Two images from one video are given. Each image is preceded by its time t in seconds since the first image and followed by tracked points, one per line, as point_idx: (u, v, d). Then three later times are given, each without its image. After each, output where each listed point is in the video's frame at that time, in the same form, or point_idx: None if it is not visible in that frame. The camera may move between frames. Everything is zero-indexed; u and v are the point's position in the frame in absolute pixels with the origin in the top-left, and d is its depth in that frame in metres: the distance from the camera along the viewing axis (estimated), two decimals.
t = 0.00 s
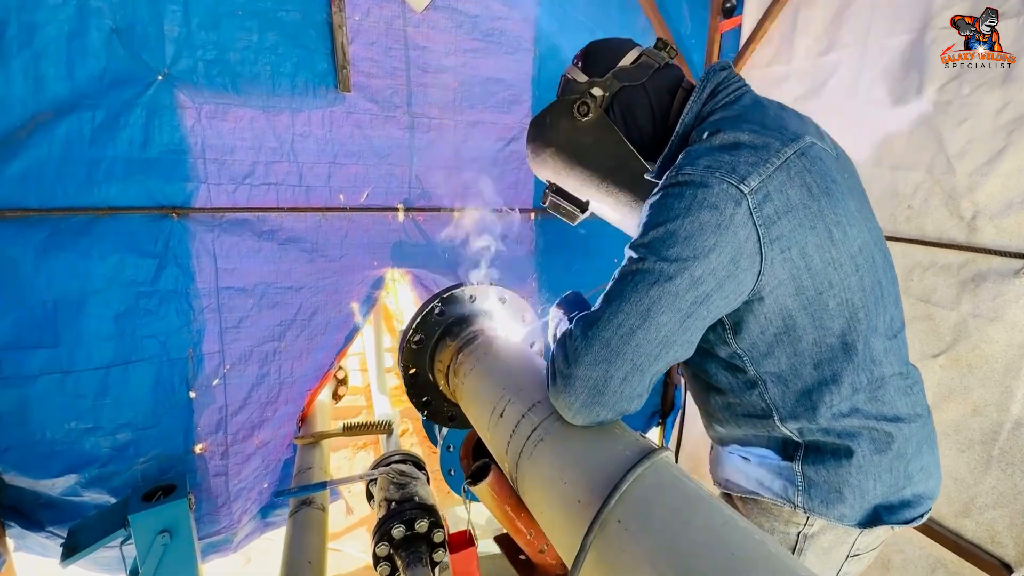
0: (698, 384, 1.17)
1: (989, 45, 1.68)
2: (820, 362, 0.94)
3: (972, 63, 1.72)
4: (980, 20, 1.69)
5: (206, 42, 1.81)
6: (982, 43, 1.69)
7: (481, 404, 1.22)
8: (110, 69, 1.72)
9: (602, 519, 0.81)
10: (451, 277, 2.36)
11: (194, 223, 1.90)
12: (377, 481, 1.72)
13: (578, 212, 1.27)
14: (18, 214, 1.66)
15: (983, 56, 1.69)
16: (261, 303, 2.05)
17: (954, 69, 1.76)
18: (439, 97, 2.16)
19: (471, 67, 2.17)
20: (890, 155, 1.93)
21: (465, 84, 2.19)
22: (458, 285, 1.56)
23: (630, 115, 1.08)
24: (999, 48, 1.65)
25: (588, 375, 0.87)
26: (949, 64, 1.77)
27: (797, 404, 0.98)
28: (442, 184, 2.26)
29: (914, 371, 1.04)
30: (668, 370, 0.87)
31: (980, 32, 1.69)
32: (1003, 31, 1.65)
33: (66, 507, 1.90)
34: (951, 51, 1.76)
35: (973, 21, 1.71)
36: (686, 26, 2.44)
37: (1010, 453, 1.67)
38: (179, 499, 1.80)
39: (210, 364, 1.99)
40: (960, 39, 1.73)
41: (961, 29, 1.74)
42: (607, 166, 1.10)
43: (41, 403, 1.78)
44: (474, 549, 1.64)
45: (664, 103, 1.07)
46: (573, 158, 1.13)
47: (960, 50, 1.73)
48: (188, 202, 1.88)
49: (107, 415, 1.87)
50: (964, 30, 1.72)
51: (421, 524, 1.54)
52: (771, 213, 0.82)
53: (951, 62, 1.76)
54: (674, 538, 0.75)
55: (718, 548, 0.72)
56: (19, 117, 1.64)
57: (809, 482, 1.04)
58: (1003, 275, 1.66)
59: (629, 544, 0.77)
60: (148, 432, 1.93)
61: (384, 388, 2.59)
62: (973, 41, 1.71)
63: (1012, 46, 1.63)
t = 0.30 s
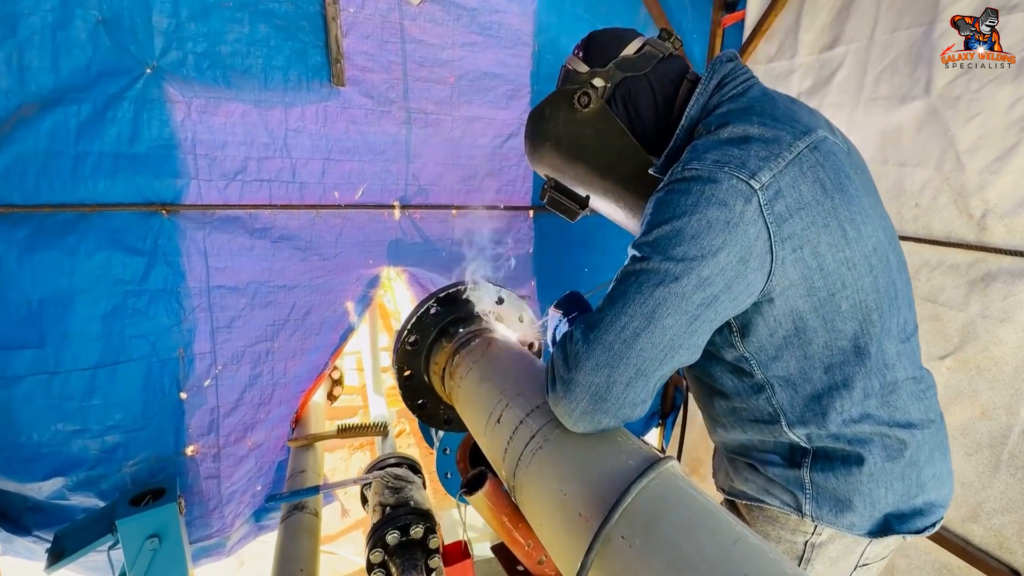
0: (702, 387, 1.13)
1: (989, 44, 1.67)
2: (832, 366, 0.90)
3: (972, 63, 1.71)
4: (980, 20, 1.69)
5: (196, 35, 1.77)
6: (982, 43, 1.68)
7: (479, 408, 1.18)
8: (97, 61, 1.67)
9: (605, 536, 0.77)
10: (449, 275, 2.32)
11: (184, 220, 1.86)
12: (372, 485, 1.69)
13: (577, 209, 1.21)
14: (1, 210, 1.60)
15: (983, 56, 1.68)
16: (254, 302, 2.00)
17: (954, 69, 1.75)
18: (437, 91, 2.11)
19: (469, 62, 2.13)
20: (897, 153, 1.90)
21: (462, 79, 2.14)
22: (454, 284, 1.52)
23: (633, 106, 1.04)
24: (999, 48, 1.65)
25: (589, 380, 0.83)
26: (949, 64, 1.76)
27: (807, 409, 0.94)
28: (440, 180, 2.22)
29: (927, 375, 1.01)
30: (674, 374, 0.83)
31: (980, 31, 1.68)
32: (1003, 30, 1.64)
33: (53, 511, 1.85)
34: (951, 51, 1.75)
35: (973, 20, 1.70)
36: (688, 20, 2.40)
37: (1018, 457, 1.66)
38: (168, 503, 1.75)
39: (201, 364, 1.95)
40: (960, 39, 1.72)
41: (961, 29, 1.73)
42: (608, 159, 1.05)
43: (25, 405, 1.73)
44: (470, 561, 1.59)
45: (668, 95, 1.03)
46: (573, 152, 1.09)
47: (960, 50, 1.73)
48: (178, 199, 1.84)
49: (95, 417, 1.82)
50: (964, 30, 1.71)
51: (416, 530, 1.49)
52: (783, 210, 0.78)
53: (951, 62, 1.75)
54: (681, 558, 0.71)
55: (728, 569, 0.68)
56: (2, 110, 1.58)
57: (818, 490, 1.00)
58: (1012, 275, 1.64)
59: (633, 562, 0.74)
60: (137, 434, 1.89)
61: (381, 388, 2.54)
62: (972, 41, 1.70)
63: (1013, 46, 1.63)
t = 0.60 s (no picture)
0: (703, 388, 1.11)
1: (988, 45, 1.66)
2: (837, 368, 0.88)
3: (972, 63, 1.70)
4: (980, 20, 1.67)
5: (190, 29, 1.74)
6: (981, 42, 1.67)
7: (476, 409, 1.16)
8: (88, 56, 1.64)
9: (607, 543, 0.76)
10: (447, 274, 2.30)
11: (178, 217, 1.83)
12: (368, 486, 1.67)
13: (578, 207, 1.19)
14: None
15: (983, 56, 1.67)
16: (249, 301, 1.98)
17: (954, 70, 1.74)
18: (435, 88, 2.09)
19: (467, 58, 2.10)
20: (898, 151, 1.89)
21: (460, 76, 2.12)
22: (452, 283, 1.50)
23: (634, 101, 1.01)
24: (999, 48, 1.64)
25: (589, 382, 0.81)
26: (949, 64, 1.75)
27: (810, 411, 0.92)
28: (438, 178, 2.19)
29: (932, 376, 0.99)
30: (676, 376, 0.81)
31: (980, 31, 1.67)
32: (1003, 30, 1.63)
33: (46, 513, 1.82)
34: (951, 51, 1.74)
35: (973, 20, 1.69)
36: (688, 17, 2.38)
37: (1021, 457, 1.65)
38: (162, 505, 1.73)
39: (196, 364, 1.92)
40: (960, 39, 1.71)
41: (960, 29, 1.72)
42: (608, 155, 1.03)
43: (16, 405, 1.70)
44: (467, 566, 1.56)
45: (670, 91, 1.01)
46: (572, 148, 1.07)
47: (960, 50, 1.72)
48: (171, 196, 1.81)
49: (88, 417, 1.79)
50: (964, 30, 1.70)
51: (413, 532, 1.47)
52: (788, 208, 0.76)
53: (951, 62, 1.75)
54: (683, 565, 0.70)
55: None
56: None
57: (820, 492, 0.98)
58: (1015, 274, 1.63)
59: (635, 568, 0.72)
60: (131, 435, 1.86)
61: (378, 388, 2.51)
62: (972, 41, 1.69)
63: (1013, 47, 1.62)
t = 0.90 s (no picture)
0: (701, 389, 1.11)
1: (989, 45, 1.65)
2: (837, 368, 0.88)
3: (972, 63, 1.69)
4: (980, 19, 1.66)
5: (185, 27, 1.73)
6: (981, 42, 1.66)
7: (473, 409, 1.15)
8: (82, 53, 1.62)
9: (604, 545, 0.75)
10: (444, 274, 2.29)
11: (173, 216, 1.82)
12: (365, 487, 1.66)
13: (576, 206, 1.18)
14: None
15: (983, 56, 1.66)
16: (245, 301, 1.97)
17: (954, 70, 1.73)
18: (432, 86, 2.08)
19: (463, 56, 2.09)
20: (896, 151, 1.89)
21: (457, 74, 2.11)
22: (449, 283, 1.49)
23: (632, 100, 1.01)
24: (999, 48, 1.62)
25: (587, 383, 0.80)
26: (949, 64, 1.74)
27: (809, 411, 0.91)
28: (435, 177, 2.18)
29: (931, 377, 0.99)
30: (674, 377, 0.81)
31: (980, 31, 1.66)
32: (1003, 30, 1.62)
33: (39, 514, 1.81)
34: (951, 51, 1.73)
35: (973, 20, 1.68)
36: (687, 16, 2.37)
37: (1017, 457, 1.65)
38: (157, 505, 1.72)
39: (192, 364, 1.91)
40: (960, 39, 1.70)
41: (960, 29, 1.71)
42: (605, 153, 1.02)
43: (9, 405, 1.68)
44: (464, 568, 1.55)
45: (667, 90, 1.00)
46: (570, 147, 1.07)
47: (960, 50, 1.71)
48: (166, 195, 1.80)
49: (81, 418, 1.78)
50: (964, 30, 1.69)
51: (410, 532, 1.46)
52: (787, 208, 0.76)
53: (951, 62, 1.73)
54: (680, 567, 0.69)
55: None
56: None
57: (819, 493, 0.98)
58: (1012, 274, 1.63)
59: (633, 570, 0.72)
60: (126, 435, 1.85)
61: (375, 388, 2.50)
62: (972, 41, 1.68)
63: (1013, 46, 1.60)
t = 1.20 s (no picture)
0: (698, 388, 1.10)
1: (989, 45, 1.65)
2: (834, 367, 0.87)
3: (972, 63, 1.68)
4: (980, 19, 1.66)
5: (181, 25, 1.72)
6: (982, 42, 1.66)
7: (470, 409, 1.15)
8: (77, 51, 1.61)
9: (602, 545, 0.75)
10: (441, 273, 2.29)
11: (169, 215, 1.81)
12: (362, 486, 1.65)
13: (573, 205, 1.19)
14: None
15: (983, 56, 1.66)
16: (242, 300, 1.96)
17: (954, 70, 1.73)
18: (429, 85, 2.08)
19: (461, 55, 2.09)
20: (894, 151, 1.89)
21: (455, 73, 2.10)
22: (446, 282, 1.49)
23: (629, 100, 1.01)
24: (999, 48, 1.62)
25: (585, 382, 0.80)
26: (949, 64, 1.74)
27: (807, 411, 0.91)
28: (433, 176, 2.18)
29: (928, 376, 0.99)
30: (672, 376, 0.80)
31: (980, 31, 1.66)
32: (1002, 30, 1.62)
33: (34, 514, 1.81)
34: (951, 51, 1.73)
35: (973, 20, 1.68)
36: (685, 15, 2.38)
37: (1015, 456, 1.66)
38: (153, 506, 1.71)
39: (188, 363, 1.90)
40: (960, 39, 1.70)
41: (960, 29, 1.70)
42: (603, 152, 1.02)
43: (4, 405, 1.67)
44: (462, 568, 1.54)
45: (665, 89, 0.99)
46: (568, 147, 1.07)
47: (960, 50, 1.70)
48: (162, 193, 1.79)
49: (77, 418, 1.77)
50: (964, 30, 1.69)
51: (407, 532, 1.45)
52: (785, 207, 0.76)
53: (951, 62, 1.73)
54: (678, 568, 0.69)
55: None
56: None
57: (816, 492, 0.97)
58: (1010, 273, 1.63)
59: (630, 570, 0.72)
60: (122, 435, 1.84)
61: (372, 387, 2.50)
62: (972, 41, 1.68)
63: (1013, 46, 1.61)
